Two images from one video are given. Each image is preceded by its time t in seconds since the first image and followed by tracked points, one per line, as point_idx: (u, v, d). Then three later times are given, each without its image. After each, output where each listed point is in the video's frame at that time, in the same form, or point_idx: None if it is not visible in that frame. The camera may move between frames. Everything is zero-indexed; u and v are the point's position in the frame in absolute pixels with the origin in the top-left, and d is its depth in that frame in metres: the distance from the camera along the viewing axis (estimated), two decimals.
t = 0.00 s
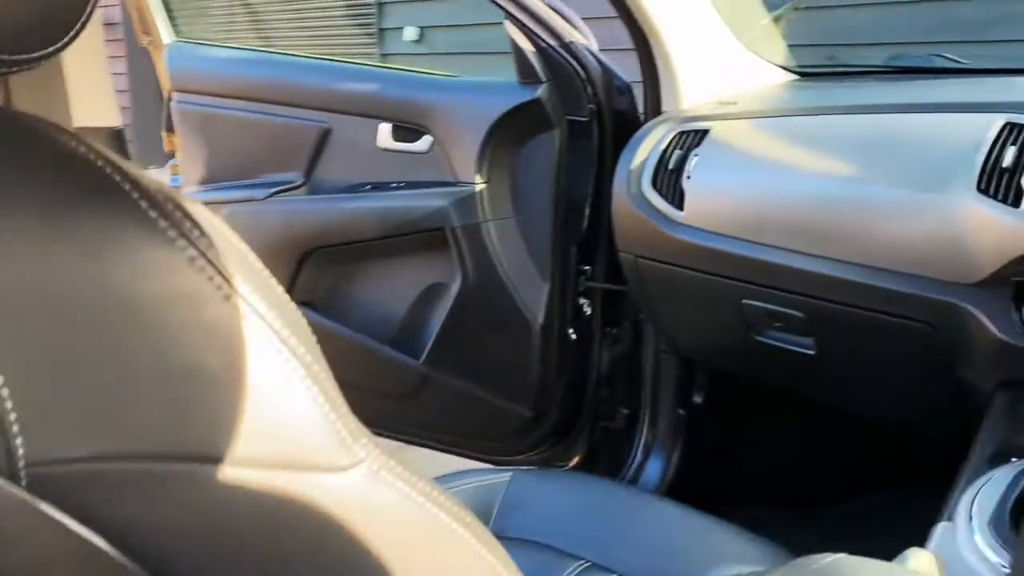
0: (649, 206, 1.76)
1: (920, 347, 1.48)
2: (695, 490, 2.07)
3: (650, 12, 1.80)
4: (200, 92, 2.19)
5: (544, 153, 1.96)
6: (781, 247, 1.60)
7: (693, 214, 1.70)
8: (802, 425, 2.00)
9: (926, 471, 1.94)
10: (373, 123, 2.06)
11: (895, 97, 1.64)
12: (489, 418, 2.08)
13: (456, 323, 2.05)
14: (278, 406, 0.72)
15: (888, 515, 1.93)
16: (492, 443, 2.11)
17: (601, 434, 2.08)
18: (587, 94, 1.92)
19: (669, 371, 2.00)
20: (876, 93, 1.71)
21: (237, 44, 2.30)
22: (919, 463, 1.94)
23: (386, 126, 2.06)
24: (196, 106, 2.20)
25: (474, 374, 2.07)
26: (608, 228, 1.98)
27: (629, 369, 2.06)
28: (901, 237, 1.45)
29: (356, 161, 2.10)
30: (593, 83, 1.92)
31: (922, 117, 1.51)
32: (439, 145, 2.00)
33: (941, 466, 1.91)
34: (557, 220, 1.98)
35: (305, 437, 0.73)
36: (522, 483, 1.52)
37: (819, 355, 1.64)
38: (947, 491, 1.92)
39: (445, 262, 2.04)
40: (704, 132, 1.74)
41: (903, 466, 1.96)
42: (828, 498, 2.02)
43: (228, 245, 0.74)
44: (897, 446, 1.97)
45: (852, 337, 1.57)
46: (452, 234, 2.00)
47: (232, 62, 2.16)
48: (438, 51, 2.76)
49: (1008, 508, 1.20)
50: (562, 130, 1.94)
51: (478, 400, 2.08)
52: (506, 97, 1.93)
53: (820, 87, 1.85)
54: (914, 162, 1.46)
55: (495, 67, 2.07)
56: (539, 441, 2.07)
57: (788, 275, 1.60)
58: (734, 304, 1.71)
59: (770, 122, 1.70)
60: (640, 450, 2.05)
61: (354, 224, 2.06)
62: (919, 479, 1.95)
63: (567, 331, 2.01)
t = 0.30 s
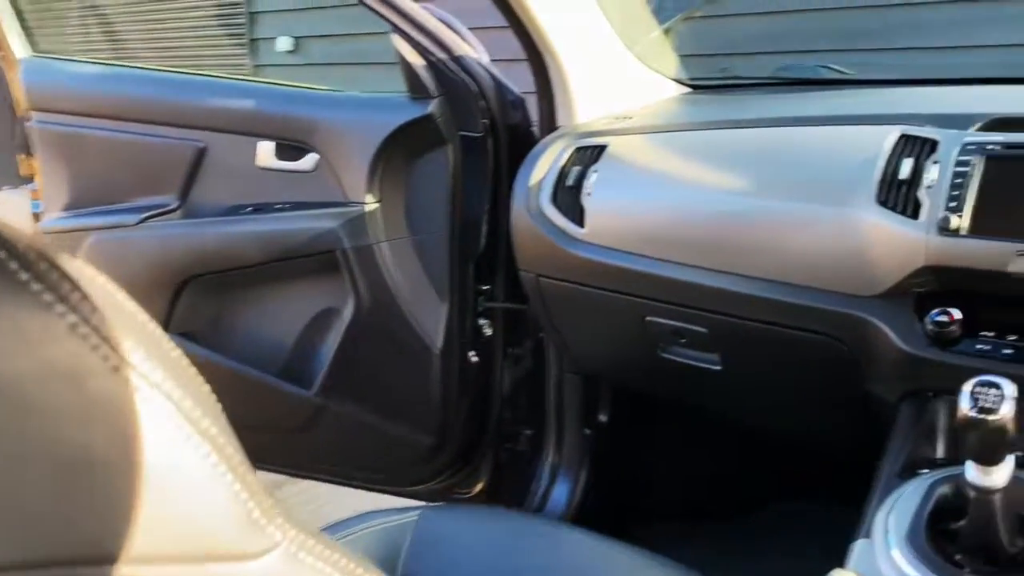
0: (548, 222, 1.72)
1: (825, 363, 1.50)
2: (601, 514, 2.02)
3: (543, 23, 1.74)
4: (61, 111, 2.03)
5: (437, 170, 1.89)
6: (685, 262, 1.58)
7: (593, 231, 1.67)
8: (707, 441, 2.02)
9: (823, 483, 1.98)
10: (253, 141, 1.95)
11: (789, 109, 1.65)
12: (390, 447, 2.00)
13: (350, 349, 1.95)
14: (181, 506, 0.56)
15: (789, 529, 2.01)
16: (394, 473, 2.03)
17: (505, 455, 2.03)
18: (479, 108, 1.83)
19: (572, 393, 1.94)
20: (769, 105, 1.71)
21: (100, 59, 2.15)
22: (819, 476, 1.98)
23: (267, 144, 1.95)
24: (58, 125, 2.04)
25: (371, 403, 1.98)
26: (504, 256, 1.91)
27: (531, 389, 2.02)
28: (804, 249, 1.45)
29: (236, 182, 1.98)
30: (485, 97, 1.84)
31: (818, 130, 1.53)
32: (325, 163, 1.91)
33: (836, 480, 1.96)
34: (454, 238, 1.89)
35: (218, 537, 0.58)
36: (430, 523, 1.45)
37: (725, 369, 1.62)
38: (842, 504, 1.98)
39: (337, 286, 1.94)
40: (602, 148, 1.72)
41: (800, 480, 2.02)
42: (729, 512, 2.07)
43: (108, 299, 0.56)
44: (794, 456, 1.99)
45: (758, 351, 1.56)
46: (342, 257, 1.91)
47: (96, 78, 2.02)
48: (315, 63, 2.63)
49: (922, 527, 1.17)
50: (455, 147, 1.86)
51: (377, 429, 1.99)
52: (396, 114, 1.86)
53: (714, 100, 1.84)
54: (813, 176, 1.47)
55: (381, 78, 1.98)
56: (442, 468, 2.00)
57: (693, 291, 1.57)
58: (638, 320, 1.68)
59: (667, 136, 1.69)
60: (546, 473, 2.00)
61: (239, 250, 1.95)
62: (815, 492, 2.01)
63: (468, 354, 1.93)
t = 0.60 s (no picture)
0: (446, 244, 1.67)
1: (727, 379, 1.49)
2: (508, 542, 1.98)
3: (431, 41, 1.70)
4: None
5: (326, 192, 1.81)
6: (586, 282, 1.55)
7: (493, 253, 1.63)
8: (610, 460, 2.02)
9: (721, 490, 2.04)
10: (126, 167, 1.83)
11: (682, 126, 1.65)
12: (286, 484, 1.90)
13: (240, 384, 1.85)
14: None
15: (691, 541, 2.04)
16: (291, 509, 1.92)
17: (408, 485, 1.95)
18: (369, 128, 1.76)
19: (476, 418, 1.90)
20: (662, 122, 1.71)
21: None
22: (715, 485, 2.07)
23: (141, 168, 1.83)
24: None
25: (263, 439, 1.88)
26: (402, 276, 1.85)
27: (432, 415, 1.95)
28: (705, 266, 1.44)
29: (109, 210, 1.86)
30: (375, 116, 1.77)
31: (712, 147, 1.53)
32: (206, 187, 1.81)
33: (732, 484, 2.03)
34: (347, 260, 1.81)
35: None
36: (334, 567, 1.37)
37: (630, 389, 1.60)
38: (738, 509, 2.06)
39: (222, 316, 1.84)
40: (499, 167, 1.69)
41: (700, 490, 2.08)
42: (630, 527, 2.08)
43: None
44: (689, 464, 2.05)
45: (662, 369, 1.54)
46: (227, 286, 1.82)
47: None
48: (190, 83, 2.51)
49: (838, 537, 1.17)
50: (345, 167, 1.79)
51: (270, 466, 1.89)
52: (281, 134, 1.78)
53: (604, 117, 1.84)
54: (710, 192, 1.47)
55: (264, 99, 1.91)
56: (342, 502, 1.91)
57: (595, 312, 1.55)
58: (541, 341, 1.64)
59: (563, 155, 1.66)
60: (451, 502, 1.94)
61: (114, 282, 1.83)
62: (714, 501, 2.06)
63: (366, 382, 1.86)
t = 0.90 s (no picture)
0: (347, 270, 1.62)
1: (638, 398, 1.48)
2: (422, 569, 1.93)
3: (324, 62, 1.63)
4: None
5: (217, 219, 1.73)
6: (491, 305, 1.52)
7: (397, 278, 1.59)
8: (522, 481, 2.01)
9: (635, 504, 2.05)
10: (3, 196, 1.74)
11: (584, 144, 1.64)
12: (186, 526, 1.81)
13: (132, 423, 1.75)
14: None
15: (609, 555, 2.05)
16: (190, 553, 1.84)
17: (315, 519, 1.90)
18: (261, 150, 1.69)
19: (384, 447, 1.84)
20: (564, 140, 1.70)
21: None
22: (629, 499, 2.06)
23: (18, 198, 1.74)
24: None
25: (158, 479, 1.79)
26: (299, 299, 1.80)
27: (337, 444, 1.92)
28: (612, 287, 1.43)
29: None
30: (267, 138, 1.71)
31: (617, 166, 1.52)
32: (87, 216, 1.71)
33: (645, 497, 2.05)
34: (242, 286, 1.72)
35: None
36: None
37: (542, 411, 1.58)
38: (654, 524, 2.06)
39: (108, 352, 1.74)
40: (400, 190, 1.64)
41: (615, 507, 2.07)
42: (544, 548, 2.06)
43: None
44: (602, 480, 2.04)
45: (574, 390, 1.52)
46: (114, 321, 1.72)
47: None
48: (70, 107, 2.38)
49: (753, 556, 1.18)
50: (237, 193, 1.70)
51: (167, 508, 1.80)
52: (167, 159, 1.68)
53: (505, 136, 1.82)
54: (614, 213, 1.46)
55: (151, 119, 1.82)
56: (246, 540, 1.82)
57: (502, 336, 1.52)
58: (450, 367, 1.60)
59: (464, 177, 1.62)
60: (361, 536, 1.88)
61: None
62: (628, 515, 2.07)
63: (267, 416, 1.78)
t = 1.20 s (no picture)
0: (258, 300, 1.57)
1: (564, 422, 1.46)
2: None
3: (228, 87, 1.58)
4: None
5: (120, 248, 1.64)
6: (408, 332, 1.49)
7: (309, 307, 1.54)
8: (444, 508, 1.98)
9: (560, 528, 2.05)
10: None
11: (499, 165, 1.62)
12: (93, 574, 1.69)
13: (32, 468, 1.60)
14: None
15: None
16: None
17: (234, 557, 1.82)
18: (164, 176, 1.63)
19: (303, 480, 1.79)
20: (479, 161, 1.68)
21: None
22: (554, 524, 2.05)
23: None
24: None
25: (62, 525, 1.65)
26: (210, 328, 1.73)
27: (255, 477, 1.85)
28: (532, 311, 1.41)
29: None
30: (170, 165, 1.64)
31: (532, 187, 1.50)
32: None
33: (570, 521, 2.04)
34: (147, 320, 1.66)
35: None
36: None
37: (465, 438, 1.55)
38: (580, 546, 2.06)
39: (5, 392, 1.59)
40: (312, 215, 1.59)
41: (545, 528, 2.05)
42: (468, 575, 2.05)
43: None
44: (527, 505, 2.03)
45: (497, 416, 1.49)
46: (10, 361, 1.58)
47: None
48: None
49: None
50: (140, 223, 1.64)
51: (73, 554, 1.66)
52: (69, 189, 1.59)
53: (418, 157, 1.78)
54: (531, 235, 1.44)
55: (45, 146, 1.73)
56: None
57: (420, 363, 1.48)
58: (370, 397, 1.56)
59: (378, 201, 1.59)
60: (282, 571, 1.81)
61: None
62: (554, 539, 2.06)
63: (179, 451, 1.72)
